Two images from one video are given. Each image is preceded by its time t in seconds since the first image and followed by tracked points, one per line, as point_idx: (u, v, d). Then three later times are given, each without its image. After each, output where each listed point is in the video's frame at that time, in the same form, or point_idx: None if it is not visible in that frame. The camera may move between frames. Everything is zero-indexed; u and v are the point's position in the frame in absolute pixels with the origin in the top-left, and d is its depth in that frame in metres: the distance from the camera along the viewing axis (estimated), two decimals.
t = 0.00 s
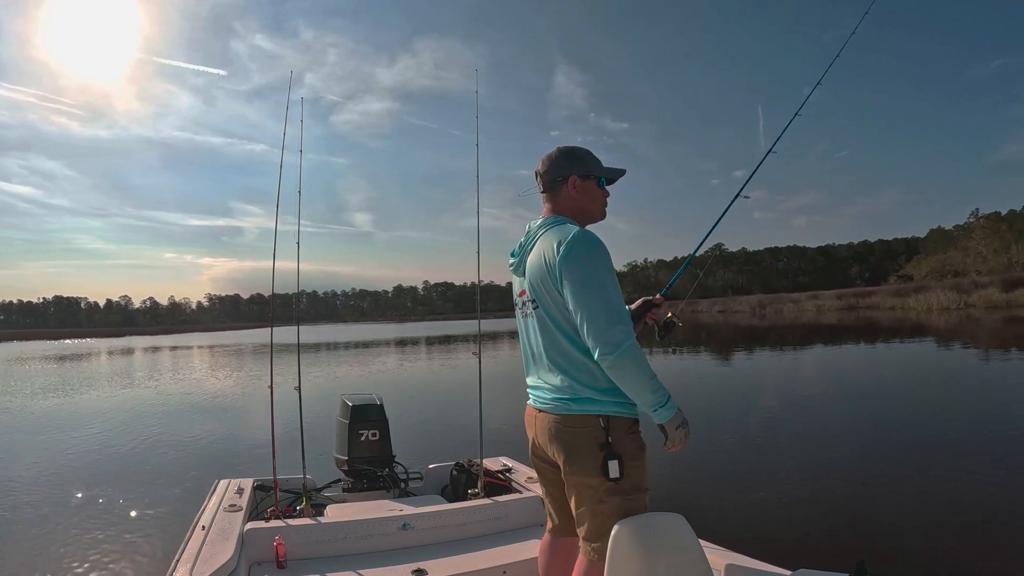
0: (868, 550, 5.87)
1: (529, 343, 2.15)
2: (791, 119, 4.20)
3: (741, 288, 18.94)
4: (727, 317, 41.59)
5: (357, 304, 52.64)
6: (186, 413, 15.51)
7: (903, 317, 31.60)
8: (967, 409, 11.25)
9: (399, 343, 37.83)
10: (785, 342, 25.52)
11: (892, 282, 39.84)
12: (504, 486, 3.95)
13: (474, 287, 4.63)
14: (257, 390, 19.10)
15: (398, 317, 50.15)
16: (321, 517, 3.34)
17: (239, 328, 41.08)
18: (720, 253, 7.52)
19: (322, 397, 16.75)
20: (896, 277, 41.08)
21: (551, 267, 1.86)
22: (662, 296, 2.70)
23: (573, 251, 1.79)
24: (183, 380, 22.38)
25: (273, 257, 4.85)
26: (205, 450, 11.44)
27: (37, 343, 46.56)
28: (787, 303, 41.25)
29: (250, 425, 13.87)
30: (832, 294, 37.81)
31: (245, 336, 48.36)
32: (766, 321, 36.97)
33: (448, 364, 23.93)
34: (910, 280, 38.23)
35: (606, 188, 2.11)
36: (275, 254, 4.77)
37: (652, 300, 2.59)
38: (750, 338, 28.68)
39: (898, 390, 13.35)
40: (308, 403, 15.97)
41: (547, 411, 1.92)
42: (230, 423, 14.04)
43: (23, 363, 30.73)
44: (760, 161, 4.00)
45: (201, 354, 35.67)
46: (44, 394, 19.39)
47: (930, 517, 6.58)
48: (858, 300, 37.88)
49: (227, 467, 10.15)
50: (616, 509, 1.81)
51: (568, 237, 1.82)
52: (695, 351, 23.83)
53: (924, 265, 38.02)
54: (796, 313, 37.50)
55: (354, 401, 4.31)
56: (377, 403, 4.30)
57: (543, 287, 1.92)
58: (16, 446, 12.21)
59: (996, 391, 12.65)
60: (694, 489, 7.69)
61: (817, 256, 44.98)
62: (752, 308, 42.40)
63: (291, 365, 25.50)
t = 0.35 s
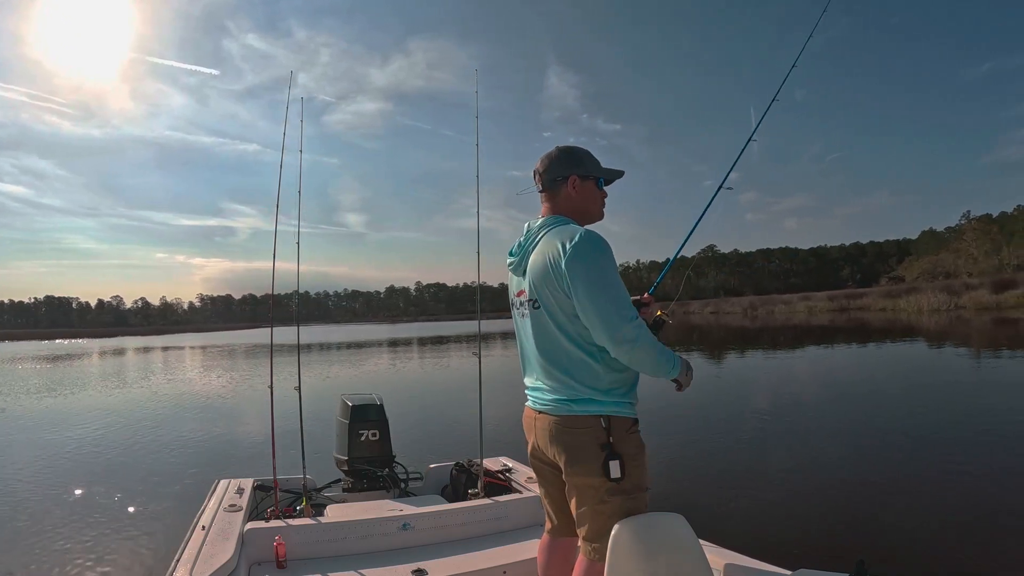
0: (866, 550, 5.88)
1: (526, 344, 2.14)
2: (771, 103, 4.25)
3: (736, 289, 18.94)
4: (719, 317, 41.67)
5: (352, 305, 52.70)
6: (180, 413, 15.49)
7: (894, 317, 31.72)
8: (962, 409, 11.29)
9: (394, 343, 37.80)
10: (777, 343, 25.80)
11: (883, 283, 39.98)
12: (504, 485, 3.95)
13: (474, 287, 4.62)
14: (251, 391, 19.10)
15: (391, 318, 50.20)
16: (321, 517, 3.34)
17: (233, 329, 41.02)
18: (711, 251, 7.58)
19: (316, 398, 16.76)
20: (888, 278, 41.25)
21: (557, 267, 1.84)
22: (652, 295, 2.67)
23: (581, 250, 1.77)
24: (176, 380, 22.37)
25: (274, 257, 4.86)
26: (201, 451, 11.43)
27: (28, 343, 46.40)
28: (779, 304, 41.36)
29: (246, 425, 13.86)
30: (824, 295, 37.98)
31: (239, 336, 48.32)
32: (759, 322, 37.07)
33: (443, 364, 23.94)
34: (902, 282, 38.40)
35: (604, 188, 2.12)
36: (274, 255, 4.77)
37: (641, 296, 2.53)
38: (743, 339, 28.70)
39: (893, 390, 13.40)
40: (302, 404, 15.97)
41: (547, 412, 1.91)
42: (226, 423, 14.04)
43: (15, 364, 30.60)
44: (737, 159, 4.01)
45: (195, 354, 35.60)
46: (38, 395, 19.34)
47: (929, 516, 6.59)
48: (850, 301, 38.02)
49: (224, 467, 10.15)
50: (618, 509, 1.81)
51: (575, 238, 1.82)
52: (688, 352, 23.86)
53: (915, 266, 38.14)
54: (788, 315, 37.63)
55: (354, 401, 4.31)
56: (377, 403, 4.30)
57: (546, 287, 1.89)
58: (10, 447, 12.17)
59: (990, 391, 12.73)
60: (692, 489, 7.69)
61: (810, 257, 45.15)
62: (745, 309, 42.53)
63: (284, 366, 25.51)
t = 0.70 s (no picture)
0: (865, 550, 5.87)
1: (519, 341, 2.11)
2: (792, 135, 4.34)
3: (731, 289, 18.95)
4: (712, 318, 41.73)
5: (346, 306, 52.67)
6: (174, 414, 15.45)
7: (885, 318, 31.80)
8: (957, 410, 11.31)
9: (389, 344, 37.73)
10: (770, 343, 25.85)
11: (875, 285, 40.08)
12: (504, 485, 3.95)
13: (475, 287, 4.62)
14: (244, 392, 19.05)
15: (384, 318, 50.11)
16: (321, 517, 3.34)
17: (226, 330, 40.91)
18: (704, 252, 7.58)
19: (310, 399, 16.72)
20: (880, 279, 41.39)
21: (567, 264, 1.82)
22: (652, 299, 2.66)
23: (596, 246, 1.79)
24: (169, 381, 22.32)
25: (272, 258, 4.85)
26: (196, 451, 11.39)
27: (19, 343, 46.17)
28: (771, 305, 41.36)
29: (241, 426, 13.83)
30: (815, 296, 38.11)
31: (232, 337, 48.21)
32: (751, 323, 37.14)
33: (438, 365, 23.93)
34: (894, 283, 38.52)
35: (605, 188, 2.13)
36: (273, 255, 4.76)
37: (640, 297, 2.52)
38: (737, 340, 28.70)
39: (887, 391, 13.42)
40: (296, 407, 15.94)
41: (542, 413, 1.90)
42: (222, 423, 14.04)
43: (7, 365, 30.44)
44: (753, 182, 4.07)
45: (189, 354, 35.49)
46: (30, 395, 19.26)
47: (927, 516, 6.60)
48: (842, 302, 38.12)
49: (222, 468, 10.15)
50: (615, 510, 1.81)
51: (587, 235, 1.82)
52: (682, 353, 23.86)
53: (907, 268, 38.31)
54: (780, 316, 37.73)
55: (354, 400, 4.30)
56: (377, 403, 4.29)
57: (552, 285, 1.86)
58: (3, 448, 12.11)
59: (985, 391, 12.77)
60: (689, 489, 7.68)
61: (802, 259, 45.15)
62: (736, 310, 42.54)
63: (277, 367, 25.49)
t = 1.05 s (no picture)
0: (865, 550, 5.86)
1: (519, 339, 2.10)
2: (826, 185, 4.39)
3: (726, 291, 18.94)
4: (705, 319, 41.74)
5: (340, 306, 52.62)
6: (169, 414, 15.40)
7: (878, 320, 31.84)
8: (953, 411, 11.33)
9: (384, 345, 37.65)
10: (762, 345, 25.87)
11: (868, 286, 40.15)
12: (504, 485, 3.95)
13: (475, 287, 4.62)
14: (239, 392, 19.00)
15: (378, 319, 50.04)
16: (321, 517, 3.34)
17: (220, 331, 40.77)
18: (695, 251, 8.03)
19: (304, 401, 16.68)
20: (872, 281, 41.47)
21: (575, 261, 1.82)
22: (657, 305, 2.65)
23: (605, 245, 1.80)
24: (162, 381, 22.27)
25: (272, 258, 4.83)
26: (192, 451, 11.35)
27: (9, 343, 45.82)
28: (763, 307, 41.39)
29: (236, 426, 13.79)
30: (807, 297, 38.17)
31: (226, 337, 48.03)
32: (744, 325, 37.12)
33: (433, 366, 23.90)
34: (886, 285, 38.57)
35: (608, 189, 2.13)
36: (272, 255, 4.75)
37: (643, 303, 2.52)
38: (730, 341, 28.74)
39: (882, 392, 13.44)
40: (291, 407, 15.89)
41: (544, 414, 1.89)
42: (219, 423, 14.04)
43: None
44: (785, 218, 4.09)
45: (183, 354, 35.34)
46: (22, 395, 19.14)
47: (925, 516, 6.61)
48: (833, 304, 38.18)
49: (220, 468, 10.15)
50: (617, 510, 1.81)
51: (595, 234, 1.82)
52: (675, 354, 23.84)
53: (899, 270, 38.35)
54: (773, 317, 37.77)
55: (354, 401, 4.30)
56: (377, 403, 4.29)
57: (557, 283, 1.86)
58: None
59: (981, 393, 12.81)
60: (687, 490, 7.68)
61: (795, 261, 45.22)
62: (728, 313, 42.56)
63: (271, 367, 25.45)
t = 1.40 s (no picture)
0: (866, 551, 5.85)
1: (518, 340, 2.10)
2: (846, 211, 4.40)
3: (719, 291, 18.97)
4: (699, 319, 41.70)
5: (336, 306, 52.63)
6: (165, 414, 15.39)
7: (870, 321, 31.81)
8: (950, 411, 11.34)
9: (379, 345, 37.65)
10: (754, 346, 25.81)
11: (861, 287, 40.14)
12: (504, 485, 3.94)
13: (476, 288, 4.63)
14: (234, 392, 19.00)
15: (371, 319, 50.08)
16: (321, 517, 3.34)
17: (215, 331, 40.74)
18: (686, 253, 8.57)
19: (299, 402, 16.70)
20: (864, 281, 41.46)
21: (574, 261, 1.82)
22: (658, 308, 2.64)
23: (605, 245, 1.80)
24: (156, 381, 22.26)
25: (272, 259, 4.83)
26: (189, 452, 11.34)
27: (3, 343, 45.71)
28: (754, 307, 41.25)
29: (233, 426, 13.78)
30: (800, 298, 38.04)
31: (221, 338, 48.01)
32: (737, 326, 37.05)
33: (429, 367, 23.90)
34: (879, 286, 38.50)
35: (606, 188, 2.13)
36: (272, 256, 4.75)
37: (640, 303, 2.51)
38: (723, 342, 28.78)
39: (878, 392, 13.47)
40: (287, 408, 15.88)
41: (546, 416, 1.89)
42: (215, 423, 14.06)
43: None
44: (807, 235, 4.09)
45: (178, 353, 35.30)
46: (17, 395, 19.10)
47: (924, 516, 6.61)
48: (826, 304, 38.08)
49: (218, 468, 10.14)
50: (619, 511, 1.81)
51: (594, 235, 1.82)
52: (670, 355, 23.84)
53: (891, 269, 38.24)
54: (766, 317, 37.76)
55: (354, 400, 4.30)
56: (377, 402, 4.29)
57: (556, 283, 1.86)
58: None
59: (976, 393, 12.85)
60: (686, 491, 7.68)
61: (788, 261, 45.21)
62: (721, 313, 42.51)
63: (266, 368, 25.43)
